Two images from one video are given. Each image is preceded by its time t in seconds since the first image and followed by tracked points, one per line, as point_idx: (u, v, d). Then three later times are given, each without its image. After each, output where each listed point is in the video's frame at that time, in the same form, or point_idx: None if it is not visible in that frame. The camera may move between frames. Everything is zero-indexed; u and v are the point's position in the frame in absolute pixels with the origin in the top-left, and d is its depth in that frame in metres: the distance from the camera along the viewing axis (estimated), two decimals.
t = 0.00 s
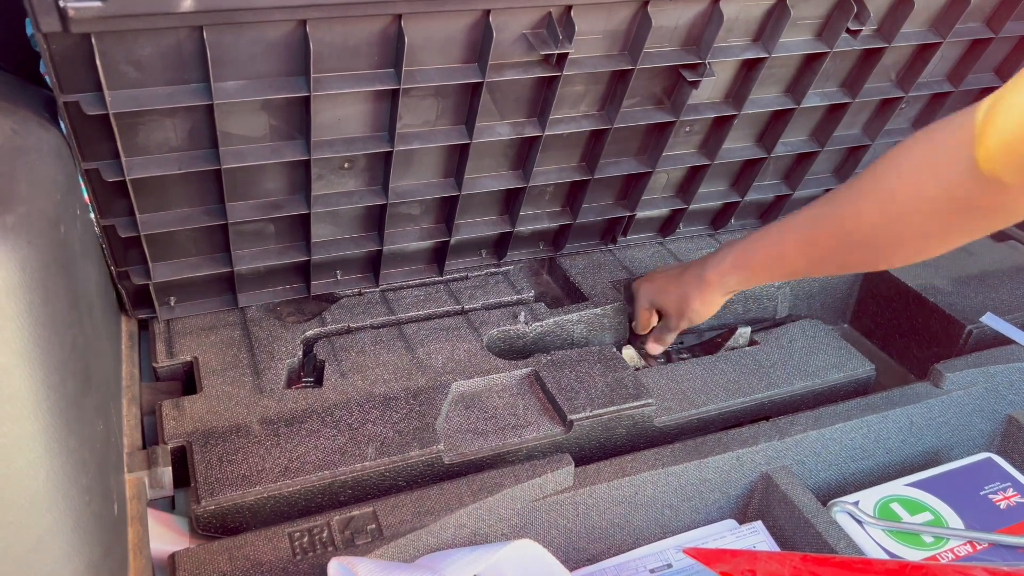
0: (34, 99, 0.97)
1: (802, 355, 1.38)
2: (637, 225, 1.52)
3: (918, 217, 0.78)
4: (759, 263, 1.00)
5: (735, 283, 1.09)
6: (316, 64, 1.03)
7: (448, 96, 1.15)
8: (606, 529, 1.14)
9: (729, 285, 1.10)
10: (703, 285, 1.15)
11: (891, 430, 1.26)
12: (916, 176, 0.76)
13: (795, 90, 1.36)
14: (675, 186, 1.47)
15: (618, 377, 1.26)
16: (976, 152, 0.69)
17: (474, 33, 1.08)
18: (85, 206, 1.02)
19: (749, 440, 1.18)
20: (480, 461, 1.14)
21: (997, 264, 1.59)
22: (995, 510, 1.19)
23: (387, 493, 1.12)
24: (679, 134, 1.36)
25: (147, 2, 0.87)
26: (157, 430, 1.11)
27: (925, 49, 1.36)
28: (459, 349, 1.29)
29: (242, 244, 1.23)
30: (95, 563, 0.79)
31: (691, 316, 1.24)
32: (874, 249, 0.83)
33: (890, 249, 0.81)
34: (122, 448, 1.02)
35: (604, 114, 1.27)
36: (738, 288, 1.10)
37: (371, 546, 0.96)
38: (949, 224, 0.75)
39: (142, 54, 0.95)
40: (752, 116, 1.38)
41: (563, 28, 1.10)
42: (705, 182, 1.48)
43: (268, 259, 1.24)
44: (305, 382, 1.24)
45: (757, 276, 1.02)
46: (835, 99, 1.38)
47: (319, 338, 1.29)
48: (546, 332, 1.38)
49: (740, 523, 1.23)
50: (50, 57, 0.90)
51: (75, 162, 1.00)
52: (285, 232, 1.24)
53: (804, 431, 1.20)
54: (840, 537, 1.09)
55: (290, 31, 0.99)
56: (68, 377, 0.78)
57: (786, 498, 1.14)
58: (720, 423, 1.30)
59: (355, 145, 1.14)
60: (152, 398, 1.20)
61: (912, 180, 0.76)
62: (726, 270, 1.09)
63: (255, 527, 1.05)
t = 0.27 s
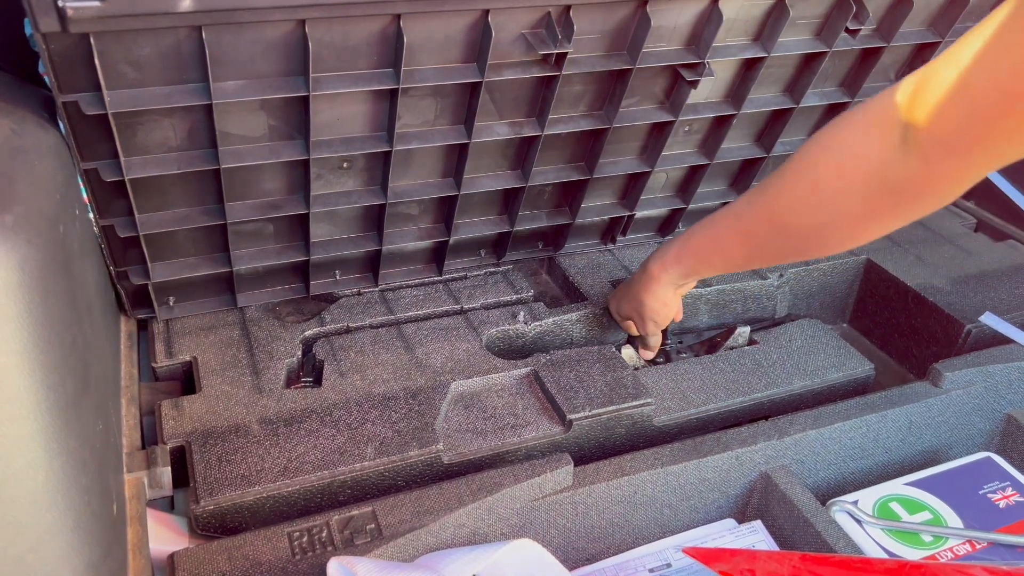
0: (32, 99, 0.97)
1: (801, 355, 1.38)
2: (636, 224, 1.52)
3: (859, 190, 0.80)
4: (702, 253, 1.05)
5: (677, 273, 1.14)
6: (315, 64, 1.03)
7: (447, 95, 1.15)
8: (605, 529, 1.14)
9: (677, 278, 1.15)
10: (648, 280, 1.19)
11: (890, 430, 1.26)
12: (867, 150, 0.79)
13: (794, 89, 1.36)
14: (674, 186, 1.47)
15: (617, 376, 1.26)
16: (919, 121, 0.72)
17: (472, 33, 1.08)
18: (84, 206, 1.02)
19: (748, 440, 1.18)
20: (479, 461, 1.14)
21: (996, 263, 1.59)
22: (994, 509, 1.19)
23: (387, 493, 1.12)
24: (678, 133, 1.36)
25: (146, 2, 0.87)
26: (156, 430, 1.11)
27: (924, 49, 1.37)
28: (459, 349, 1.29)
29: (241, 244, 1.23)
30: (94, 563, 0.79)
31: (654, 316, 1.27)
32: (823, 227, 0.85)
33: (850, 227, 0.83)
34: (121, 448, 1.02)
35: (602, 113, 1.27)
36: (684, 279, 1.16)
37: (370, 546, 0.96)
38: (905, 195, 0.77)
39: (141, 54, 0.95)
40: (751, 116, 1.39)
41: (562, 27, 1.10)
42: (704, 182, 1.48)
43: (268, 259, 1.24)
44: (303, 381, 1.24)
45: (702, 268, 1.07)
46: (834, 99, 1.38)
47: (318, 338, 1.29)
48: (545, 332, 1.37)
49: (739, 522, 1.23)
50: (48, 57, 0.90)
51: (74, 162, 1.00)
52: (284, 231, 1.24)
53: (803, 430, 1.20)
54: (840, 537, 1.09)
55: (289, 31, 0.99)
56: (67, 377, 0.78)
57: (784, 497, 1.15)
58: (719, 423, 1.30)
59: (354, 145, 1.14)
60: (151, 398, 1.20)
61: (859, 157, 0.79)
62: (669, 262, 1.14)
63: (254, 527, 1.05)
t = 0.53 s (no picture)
0: (29, 99, 0.96)
1: (799, 355, 1.38)
2: (634, 224, 1.52)
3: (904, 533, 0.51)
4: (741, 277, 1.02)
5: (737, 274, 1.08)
6: (313, 64, 1.03)
7: (445, 95, 1.15)
8: (603, 529, 1.14)
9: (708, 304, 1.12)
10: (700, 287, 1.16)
11: (888, 429, 1.26)
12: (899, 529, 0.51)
13: (792, 89, 1.36)
14: (672, 185, 1.47)
15: (616, 376, 1.26)
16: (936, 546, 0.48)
17: (470, 33, 1.08)
18: (81, 206, 1.02)
19: (747, 440, 1.18)
20: (477, 461, 1.14)
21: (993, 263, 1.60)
22: (992, 509, 1.19)
23: (384, 493, 1.12)
24: (676, 133, 1.36)
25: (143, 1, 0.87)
26: (154, 430, 1.11)
27: (921, 48, 1.36)
28: (457, 349, 1.29)
29: (239, 243, 1.22)
30: (92, 565, 0.79)
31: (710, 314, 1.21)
32: (872, 302, 0.78)
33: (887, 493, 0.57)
34: (118, 448, 1.01)
35: (601, 113, 1.27)
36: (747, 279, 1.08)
37: (368, 547, 0.96)
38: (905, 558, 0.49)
39: (138, 54, 0.95)
40: (749, 115, 1.38)
41: (560, 27, 1.10)
42: (702, 182, 1.48)
43: (265, 259, 1.24)
44: (302, 381, 1.25)
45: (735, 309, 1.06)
46: (832, 99, 1.38)
47: (316, 338, 1.29)
48: (544, 332, 1.37)
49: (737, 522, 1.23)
50: (45, 57, 0.90)
51: (71, 161, 1.00)
52: (282, 231, 1.24)
53: (802, 430, 1.20)
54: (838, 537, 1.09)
55: (287, 31, 0.99)
56: (64, 378, 0.78)
57: (783, 497, 1.15)
58: (717, 422, 1.29)
59: (352, 145, 1.14)
60: (148, 398, 1.20)
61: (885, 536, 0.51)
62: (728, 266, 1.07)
63: (252, 527, 1.05)
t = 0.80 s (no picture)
0: (27, 99, 0.96)
1: (798, 354, 1.38)
2: (633, 224, 1.52)
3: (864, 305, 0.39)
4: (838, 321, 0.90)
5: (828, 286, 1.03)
6: (311, 64, 1.03)
7: (443, 95, 1.15)
8: (602, 529, 1.14)
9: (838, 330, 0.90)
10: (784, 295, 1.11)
11: (886, 429, 1.26)
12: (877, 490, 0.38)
13: (790, 89, 1.36)
14: (671, 185, 1.47)
15: (614, 376, 1.26)
16: None
17: (469, 33, 1.08)
18: (80, 206, 1.02)
19: (745, 439, 1.18)
20: (476, 461, 1.14)
21: (991, 263, 1.60)
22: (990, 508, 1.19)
23: (383, 493, 1.12)
24: (675, 133, 1.36)
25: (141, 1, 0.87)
26: (152, 430, 1.11)
27: (919, 48, 1.37)
28: (455, 349, 1.29)
29: (238, 243, 1.22)
30: (90, 565, 0.79)
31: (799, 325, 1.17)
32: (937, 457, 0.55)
33: None
34: (116, 449, 1.02)
35: (599, 113, 1.27)
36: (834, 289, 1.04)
37: (367, 547, 0.96)
38: None
39: (136, 54, 0.95)
40: (748, 115, 1.39)
41: (558, 27, 1.11)
42: (701, 182, 1.48)
43: (264, 259, 1.24)
44: (300, 382, 1.23)
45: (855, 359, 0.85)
46: (831, 99, 1.39)
47: (315, 338, 1.29)
48: (542, 332, 1.37)
49: (735, 522, 1.23)
50: (43, 57, 0.90)
51: (69, 161, 1.00)
52: (280, 231, 1.24)
53: (800, 430, 1.20)
54: (837, 536, 1.09)
55: (285, 31, 0.99)
56: (62, 378, 0.78)
57: (781, 497, 1.15)
58: (715, 422, 1.29)
59: (350, 145, 1.14)
60: (147, 398, 1.20)
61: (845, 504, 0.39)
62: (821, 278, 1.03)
63: (251, 527, 1.05)
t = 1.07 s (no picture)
0: (23, 98, 0.96)
1: (794, 354, 1.39)
2: (629, 224, 1.52)
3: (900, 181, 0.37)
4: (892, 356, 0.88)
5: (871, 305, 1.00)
6: (308, 63, 1.03)
7: (440, 95, 1.15)
8: (598, 528, 1.14)
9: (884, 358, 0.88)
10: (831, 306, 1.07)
11: (883, 429, 1.27)
12: None
13: (787, 89, 1.36)
14: (668, 185, 1.47)
15: (611, 376, 1.26)
16: None
17: (465, 33, 1.08)
18: (75, 206, 1.02)
19: (742, 439, 1.18)
20: (472, 461, 1.14)
21: (988, 263, 1.60)
22: (987, 508, 1.19)
23: (380, 493, 1.12)
24: (672, 133, 1.36)
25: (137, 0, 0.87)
26: (148, 430, 1.11)
27: (916, 49, 1.37)
28: (453, 349, 1.28)
29: (234, 243, 1.22)
30: (86, 565, 0.79)
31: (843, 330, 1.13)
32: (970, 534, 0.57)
33: None
34: (112, 449, 1.01)
35: (596, 113, 1.27)
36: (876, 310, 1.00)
37: (363, 547, 0.95)
38: None
39: (132, 54, 0.95)
40: (744, 115, 1.39)
41: (555, 27, 1.11)
42: (698, 182, 1.49)
43: (260, 259, 1.24)
44: (297, 381, 1.24)
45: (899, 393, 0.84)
46: (828, 99, 1.39)
47: (312, 338, 1.28)
48: (539, 332, 1.37)
49: (732, 522, 1.23)
50: (39, 56, 0.90)
51: (65, 161, 1.00)
52: (277, 231, 1.24)
53: (797, 430, 1.20)
54: (834, 536, 1.09)
55: (282, 31, 0.99)
56: (58, 377, 0.77)
57: (778, 496, 1.15)
58: (713, 422, 1.29)
59: (347, 144, 1.14)
60: (143, 398, 1.19)
61: None
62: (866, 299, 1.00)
63: (247, 527, 1.05)
